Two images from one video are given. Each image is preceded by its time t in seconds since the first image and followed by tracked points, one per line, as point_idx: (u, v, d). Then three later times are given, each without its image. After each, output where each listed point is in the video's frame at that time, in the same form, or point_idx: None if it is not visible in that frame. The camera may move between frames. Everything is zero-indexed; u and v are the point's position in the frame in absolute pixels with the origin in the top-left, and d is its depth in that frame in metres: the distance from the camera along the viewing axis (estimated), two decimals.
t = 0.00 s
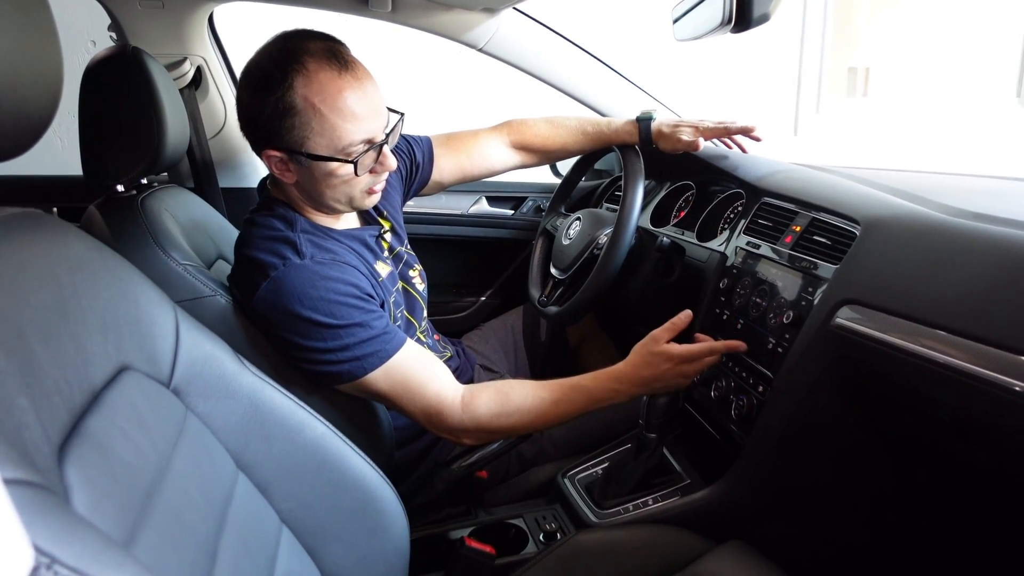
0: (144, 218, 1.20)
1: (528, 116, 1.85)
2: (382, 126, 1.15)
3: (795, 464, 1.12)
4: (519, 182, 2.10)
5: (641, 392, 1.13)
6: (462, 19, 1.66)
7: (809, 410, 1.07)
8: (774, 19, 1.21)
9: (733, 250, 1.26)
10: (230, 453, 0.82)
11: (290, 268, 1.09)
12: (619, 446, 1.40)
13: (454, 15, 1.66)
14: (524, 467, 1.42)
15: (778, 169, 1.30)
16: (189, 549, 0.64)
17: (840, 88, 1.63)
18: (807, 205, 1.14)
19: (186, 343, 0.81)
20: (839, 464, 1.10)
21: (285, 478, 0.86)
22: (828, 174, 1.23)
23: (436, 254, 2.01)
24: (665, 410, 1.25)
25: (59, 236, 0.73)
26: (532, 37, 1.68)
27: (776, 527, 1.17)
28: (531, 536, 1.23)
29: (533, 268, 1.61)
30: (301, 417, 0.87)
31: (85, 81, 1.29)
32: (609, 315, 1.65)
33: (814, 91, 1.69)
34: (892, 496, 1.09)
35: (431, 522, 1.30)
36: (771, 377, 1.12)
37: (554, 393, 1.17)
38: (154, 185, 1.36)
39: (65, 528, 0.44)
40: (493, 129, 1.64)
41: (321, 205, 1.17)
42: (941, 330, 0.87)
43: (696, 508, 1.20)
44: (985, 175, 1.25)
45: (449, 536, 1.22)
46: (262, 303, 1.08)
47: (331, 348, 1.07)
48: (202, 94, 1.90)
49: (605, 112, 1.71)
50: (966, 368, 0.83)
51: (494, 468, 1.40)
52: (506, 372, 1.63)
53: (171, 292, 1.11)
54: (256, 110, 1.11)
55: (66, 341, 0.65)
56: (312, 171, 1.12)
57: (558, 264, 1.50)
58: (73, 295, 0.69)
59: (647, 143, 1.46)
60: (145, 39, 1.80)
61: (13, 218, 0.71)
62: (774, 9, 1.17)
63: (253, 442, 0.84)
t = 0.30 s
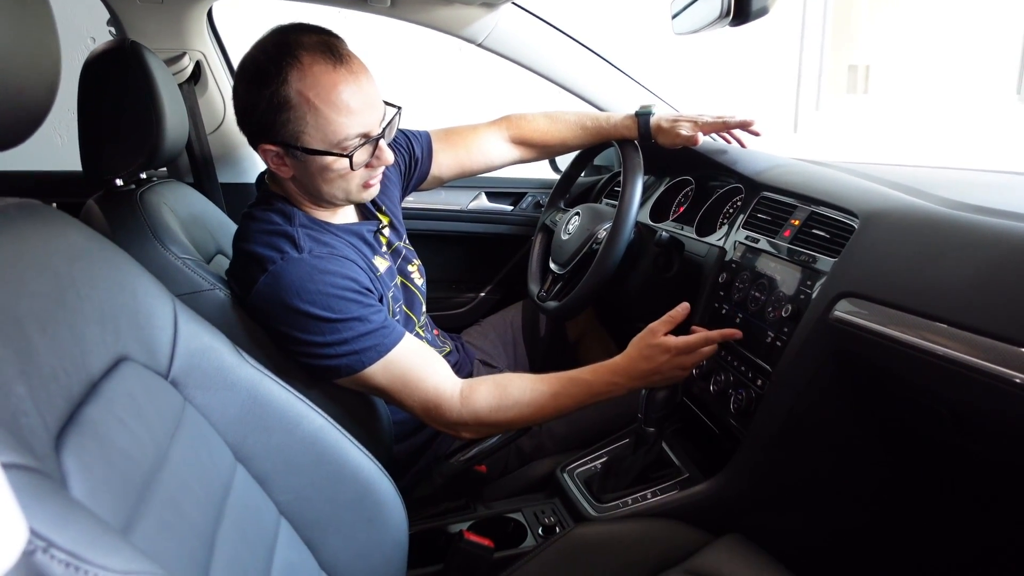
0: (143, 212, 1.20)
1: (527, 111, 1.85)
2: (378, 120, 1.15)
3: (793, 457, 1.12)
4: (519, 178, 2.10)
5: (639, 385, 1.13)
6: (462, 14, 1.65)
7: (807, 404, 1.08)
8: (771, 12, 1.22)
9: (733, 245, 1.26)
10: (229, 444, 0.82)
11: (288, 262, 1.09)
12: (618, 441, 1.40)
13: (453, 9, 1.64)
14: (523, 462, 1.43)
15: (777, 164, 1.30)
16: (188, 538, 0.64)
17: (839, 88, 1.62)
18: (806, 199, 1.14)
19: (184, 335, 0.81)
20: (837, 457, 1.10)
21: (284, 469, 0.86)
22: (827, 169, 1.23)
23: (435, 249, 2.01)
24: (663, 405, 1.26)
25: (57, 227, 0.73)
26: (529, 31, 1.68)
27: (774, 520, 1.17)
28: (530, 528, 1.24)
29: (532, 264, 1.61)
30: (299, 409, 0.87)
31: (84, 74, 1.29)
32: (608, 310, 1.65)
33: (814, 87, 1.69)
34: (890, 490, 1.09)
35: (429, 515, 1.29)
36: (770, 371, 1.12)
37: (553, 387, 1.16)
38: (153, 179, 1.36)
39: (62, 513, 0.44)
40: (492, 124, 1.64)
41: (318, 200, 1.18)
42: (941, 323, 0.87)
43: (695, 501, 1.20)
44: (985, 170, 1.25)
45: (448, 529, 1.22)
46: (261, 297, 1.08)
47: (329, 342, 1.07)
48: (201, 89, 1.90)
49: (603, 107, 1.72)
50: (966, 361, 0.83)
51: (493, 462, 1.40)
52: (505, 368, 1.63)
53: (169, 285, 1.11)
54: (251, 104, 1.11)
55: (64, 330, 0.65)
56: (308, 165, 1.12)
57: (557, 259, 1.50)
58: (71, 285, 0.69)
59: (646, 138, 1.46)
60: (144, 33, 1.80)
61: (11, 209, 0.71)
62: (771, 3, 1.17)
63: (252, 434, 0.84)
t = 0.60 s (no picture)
0: (135, 212, 1.20)
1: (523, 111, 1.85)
2: (372, 119, 1.14)
3: (787, 457, 1.12)
4: (514, 178, 2.10)
5: (638, 382, 1.12)
6: (456, 14, 1.65)
7: (800, 404, 1.07)
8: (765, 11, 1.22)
9: (727, 245, 1.26)
10: (219, 446, 0.82)
11: (281, 262, 1.09)
12: (612, 442, 1.40)
13: (447, 8, 1.64)
14: (517, 463, 1.42)
15: (772, 163, 1.30)
16: (175, 541, 0.63)
17: (835, 87, 1.64)
18: (800, 199, 1.14)
19: (173, 336, 0.80)
20: (831, 458, 1.09)
21: (274, 471, 0.86)
22: (821, 168, 1.23)
23: (430, 250, 2.01)
24: (658, 405, 1.27)
25: (44, 227, 0.72)
26: (523, 31, 1.67)
27: (768, 520, 1.17)
28: (524, 530, 1.24)
29: (527, 264, 1.61)
30: (290, 410, 0.87)
31: (76, 74, 1.28)
32: (604, 310, 1.65)
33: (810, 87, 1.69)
34: (884, 490, 1.09)
35: (425, 517, 1.29)
36: (764, 371, 1.12)
37: (547, 388, 1.16)
38: (146, 180, 1.36)
39: (42, 515, 0.43)
40: (486, 124, 1.64)
41: (312, 200, 1.17)
42: (937, 323, 0.86)
43: (689, 502, 1.20)
44: (980, 170, 1.25)
45: (442, 531, 1.22)
46: (253, 297, 1.08)
47: (322, 342, 1.07)
48: (195, 88, 1.90)
49: (597, 107, 1.71)
50: (960, 361, 0.83)
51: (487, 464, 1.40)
52: (500, 368, 1.63)
53: (162, 286, 1.11)
54: (245, 103, 1.11)
55: (51, 332, 0.65)
56: (302, 165, 1.11)
57: (552, 259, 1.50)
58: (58, 286, 0.69)
59: (640, 138, 1.46)
60: (138, 33, 1.79)
61: None
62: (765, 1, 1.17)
63: (242, 435, 0.84)
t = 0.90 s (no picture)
0: (130, 214, 1.20)
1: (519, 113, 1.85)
2: (366, 123, 1.14)
3: (781, 458, 1.12)
4: (511, 180, 2.10)
5: (631, 393, 1.12)
6: (453, 16, 1.66)
7: (795, 405, 1.07)
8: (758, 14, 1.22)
9: (722, 246, 1.26)
10: (214, 448, 0.82)
11: (276, 265, 1.09)
12: (607, 443, 1.40)
13: (442, 12, 1.66)
14: (514, 464, 1.43)
15: (767, 165, 1.30)
16: (168, 543, 0.63)
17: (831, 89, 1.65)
18: (794, 201, 1.14)
19: (168, 338, 0.81)
20: (825, 459, 1.10)
21: (269, 472, 0.86)
22: (815, 170, 1.24)
23: (427, 251, 2.01)
24: (653, 407, 1.26)
25: (37, 230, 0.73)
26: (521, 32, 1.68)
27: (764, 521, 1.18)
28: (519, 531, 1.24)
29: (523, 266, 1.61)
30: (285, 412, 0.87)
31: (71, 76, 1.28)
32: (600, 311, 1.66)
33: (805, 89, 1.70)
34: (878, 491, 1.09)
35: (420, 518, 1.28)
36: (758, 373, 1.12)
37: (542, 393, 1.16)
38: (141, 182, 1.36)
39: (31, 517, 0.43)
40: (482, 126, 1.64)
41: (305, 203, 1.17)
42: (932, 325, 0.87)
43: (683, 503, 1.20)
44: (973, 171, 1.25)
45: (437, 532, 1.22)
46: (247, 300, 1.08)
47: (317, 344, 1.07)
48: (191, 91, 1.90)
49: (592, 108, 1.72)
50: (954, 363, 0.83)
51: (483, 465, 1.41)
52: (496, 370, 1.63)
53: (157, 288, 1.11)
54: (239, 104, 1.11)
55: (44, 334, 0.65)
56: (294, 167, 1.11)
57: (548, 261, 1.50)
58: (52, 288, 0.69)
59: (636, 139, 1.46)
60: (134, 36, 1.80)
61: None
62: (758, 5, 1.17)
63: (237, 437, 0.84)
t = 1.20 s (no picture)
0: (122, 212, 1.20)
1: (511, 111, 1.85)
2: (357, 119, 1.14)
3: (773, 455, 1.13)
4: (504, 178, 2.11)
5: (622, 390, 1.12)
6: (445, 14, 1.65)
7: (785, 401, 1.08)
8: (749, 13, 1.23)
9: (714, 244, 1.27)
10: (207, 445, 0.82)
11: (268, 262, 1.09)
12: (599, 440, 1.41)
13: (434, 10, 1.65)
14: (506, 461, 1.43)
15: (760, 163, 1.31)
16: (162, 539, 0.63)
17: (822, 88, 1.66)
18: (785, 199, 1.15)
19: (160, 335, 0.81)
20: (815, 455, 1.11)
21: (261, 469, 0.86)
22: (806, 168, 1.25)
23: (420, 250, 2.01)
24: (644, 404, 1.27)
25: (28, 226, 0.72)
26: (513, 32, 1.68)
27: (756, 516, 1.18)
28: (512, 528, 1.24)
29: (516, 264, 1.62)
30: (278, 409, 0.87)
31: (61, 73, 1.28)
32: (593, 308, 1.67)
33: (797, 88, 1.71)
34: (867, 486, 1.10)
35: (415, 515, 1.28)
36: (749, 369, 1.13)
37: (534, 390, 1.16)
38: (133, 180, 1.35)
39: (23, 513, 0.43)
40: (474, 124, 1.64)
41: (296, 199, 1.17)
42: (923, 322, 0.88)
43: (672, 500, 1.22)
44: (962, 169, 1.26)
45: (430, 529, 1.22)
46: (240, 297, 1.08)
47: (309, 341, 1.07)
48: (183, 89, 1.90)
49: (584, 106, 1.73)
50: (944, 359, 0.84)
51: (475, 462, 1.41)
52: (489, 368, 1.64)
53: (150, 286, 1.11)
54: (229, 100, 1.11)
55: (36, 331, 0.65)
56: (285, 163, 1.11)
57: (541, 258, 1.51)
58: (43, 284, 0.69)
59: (629, 137, 1.47)
60: (126, 33, 1.79)
61: None
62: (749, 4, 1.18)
63: (229, 434, 0.84)
